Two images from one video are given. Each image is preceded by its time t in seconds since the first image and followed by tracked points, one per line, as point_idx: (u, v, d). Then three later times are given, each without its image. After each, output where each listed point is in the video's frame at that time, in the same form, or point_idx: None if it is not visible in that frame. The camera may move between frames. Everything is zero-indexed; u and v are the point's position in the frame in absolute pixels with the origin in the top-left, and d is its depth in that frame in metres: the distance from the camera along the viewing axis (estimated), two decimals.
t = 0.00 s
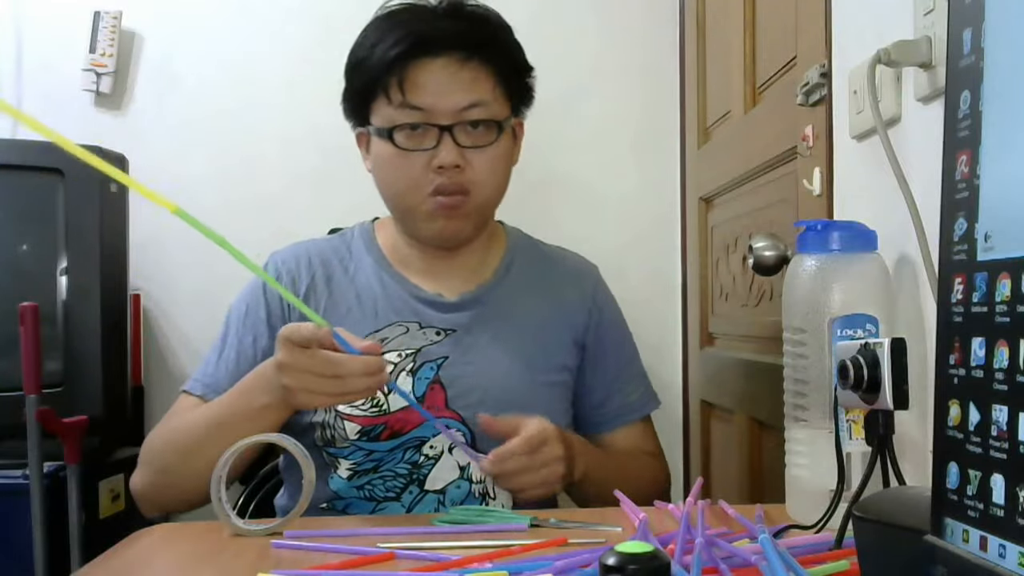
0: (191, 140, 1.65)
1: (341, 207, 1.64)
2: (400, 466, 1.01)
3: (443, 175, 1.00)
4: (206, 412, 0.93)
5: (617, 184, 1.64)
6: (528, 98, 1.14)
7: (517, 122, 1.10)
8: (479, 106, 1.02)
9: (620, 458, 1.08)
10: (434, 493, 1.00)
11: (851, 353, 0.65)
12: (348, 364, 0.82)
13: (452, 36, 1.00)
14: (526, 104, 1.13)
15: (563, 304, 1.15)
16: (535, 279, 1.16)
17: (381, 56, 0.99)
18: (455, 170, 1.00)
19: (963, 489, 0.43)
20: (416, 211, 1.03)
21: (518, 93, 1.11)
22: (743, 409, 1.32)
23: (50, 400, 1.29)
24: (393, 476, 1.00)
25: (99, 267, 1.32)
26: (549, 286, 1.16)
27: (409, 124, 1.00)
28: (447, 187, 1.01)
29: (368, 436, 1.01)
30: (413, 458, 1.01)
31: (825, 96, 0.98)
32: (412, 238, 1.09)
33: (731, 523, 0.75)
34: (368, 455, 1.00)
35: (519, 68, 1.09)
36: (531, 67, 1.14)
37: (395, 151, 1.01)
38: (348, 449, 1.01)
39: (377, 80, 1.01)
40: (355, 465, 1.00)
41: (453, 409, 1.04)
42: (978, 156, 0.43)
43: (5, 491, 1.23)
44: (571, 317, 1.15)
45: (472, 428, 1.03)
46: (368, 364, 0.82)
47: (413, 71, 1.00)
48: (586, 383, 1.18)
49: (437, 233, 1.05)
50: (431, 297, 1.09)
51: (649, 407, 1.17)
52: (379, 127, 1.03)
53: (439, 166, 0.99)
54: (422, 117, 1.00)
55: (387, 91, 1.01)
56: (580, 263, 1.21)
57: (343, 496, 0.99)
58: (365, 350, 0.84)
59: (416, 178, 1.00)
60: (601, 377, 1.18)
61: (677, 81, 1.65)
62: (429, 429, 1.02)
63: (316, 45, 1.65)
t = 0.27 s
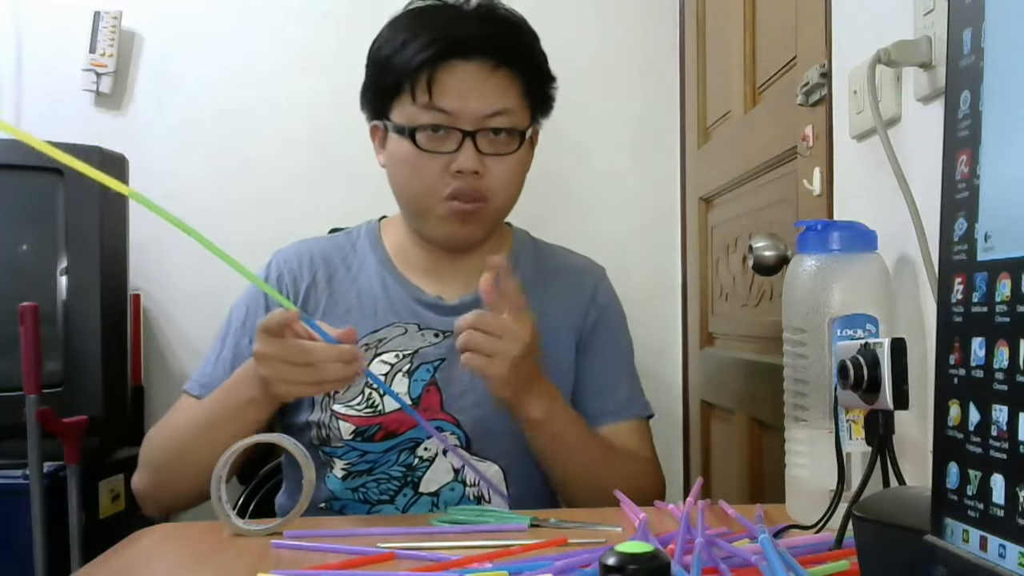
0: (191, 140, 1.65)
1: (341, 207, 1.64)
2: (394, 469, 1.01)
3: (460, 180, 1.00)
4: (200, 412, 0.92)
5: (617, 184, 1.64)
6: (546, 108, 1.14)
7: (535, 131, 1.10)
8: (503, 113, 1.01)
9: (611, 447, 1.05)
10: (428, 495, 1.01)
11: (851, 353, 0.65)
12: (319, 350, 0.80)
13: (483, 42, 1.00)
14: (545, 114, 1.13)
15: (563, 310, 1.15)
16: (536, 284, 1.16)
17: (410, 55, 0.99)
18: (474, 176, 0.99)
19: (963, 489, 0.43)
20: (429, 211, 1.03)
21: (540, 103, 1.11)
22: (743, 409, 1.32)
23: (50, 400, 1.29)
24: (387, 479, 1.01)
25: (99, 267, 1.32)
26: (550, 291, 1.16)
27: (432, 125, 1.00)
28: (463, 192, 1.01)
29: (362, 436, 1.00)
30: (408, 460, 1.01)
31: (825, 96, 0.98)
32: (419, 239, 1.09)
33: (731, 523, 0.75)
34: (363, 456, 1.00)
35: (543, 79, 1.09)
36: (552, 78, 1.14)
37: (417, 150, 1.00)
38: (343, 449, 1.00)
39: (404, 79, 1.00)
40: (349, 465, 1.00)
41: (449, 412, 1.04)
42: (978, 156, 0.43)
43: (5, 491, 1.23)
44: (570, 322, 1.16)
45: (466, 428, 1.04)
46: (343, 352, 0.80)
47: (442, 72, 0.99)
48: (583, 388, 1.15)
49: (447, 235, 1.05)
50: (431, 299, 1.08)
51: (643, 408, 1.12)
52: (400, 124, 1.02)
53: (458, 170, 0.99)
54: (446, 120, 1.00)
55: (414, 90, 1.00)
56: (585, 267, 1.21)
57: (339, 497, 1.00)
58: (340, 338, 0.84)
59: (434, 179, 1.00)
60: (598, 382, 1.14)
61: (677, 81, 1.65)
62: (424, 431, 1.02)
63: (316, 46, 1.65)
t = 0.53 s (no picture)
0: (191, 140, 1.65)
1: (342, 207, 1.64)
2: (392, 474, 1.01)
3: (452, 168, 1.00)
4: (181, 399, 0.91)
5: (617, 184, 1.64)
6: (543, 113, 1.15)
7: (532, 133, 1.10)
8: (497, 105, 1.03)
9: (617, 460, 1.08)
10: (427, 500, 1.01)
11: (851, 353, 0.65)
12: (300, 333, 0.80)
13: (480, 34, 1.02)
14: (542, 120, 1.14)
15: (563, 310, 1.15)
16: (538, 284, 1.16)
17: (408, 41, 1.01)
18: (466, 164, 0.99)
19: (963, 489, 0.43)
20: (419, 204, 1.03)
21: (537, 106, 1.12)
22: (743, 409, 1.32)
23: (50, 400, 1.29)
24: (385, 484, 1.01)
25: (99, 267, 1.31)
26: (550, 292, 1.16)
27: (426, 112, 1.01)
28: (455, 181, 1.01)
29: (360, 441, 1.00)
30: (405, 465, 1.01)
31: (825, 96, 0.98)
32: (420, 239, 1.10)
33: (731, 523, 0.75)
34: (360, 461, 1.00)
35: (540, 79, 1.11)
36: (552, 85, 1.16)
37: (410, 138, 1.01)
38: (340, 454, 1.00)
39: (399, 66, 1.02)
40: (347, 470, 1.00)
41: (447, 416, 1.03)
42: (978, 156, 0.43)
43: (6, 491, 1.23)
44: (570, 323, 1.15)
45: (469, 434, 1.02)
46: (325, 335, 0.81)
47: (437, 60, 1.01)
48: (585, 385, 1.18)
49: (438, 229, 1.04)
50: (429, 302, 1.08)
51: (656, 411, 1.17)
52: (395, 112, 1.03)
53: (450, 158, 0.99)
54: (440, 108, 1.01)
55: (410, 78, 1.02)
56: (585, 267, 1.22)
57: (336, 501, 1.00)
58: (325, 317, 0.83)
59: (426, 167, 1.00)
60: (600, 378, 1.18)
61: (677, 81, 1.65)
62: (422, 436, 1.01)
63: (316, 46, 1.65)
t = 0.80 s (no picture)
0: (191, 140, 1.65)
1: (342, 207, 1.64)
2: (405, 473, 1.01)
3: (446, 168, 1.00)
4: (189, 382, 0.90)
5: (617, 184, 1.64)
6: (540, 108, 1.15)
7: (529, 129, 1.10)
8: (489, 102, 1.03)
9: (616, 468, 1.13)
10: (438, 500, 1.01)
11: (851, 353, 0.65)
12: (344, 352, 0.79)
13: (470, 31, 1.02)
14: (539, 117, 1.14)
15: (568, 310, 1.16)
16: (541, 281, 1.16)
17: (397, 43, 1.01)
18: (460, 164, 0.99)
19: (963, 489, 0.43)
20: (416, 208, 1.02)
21: (533, 101, 1.12)
22: (743, 409, 1.32)
23: (50, 400, 1.29)
24: (398, 483, 1.00)
25: (99, 267, 1.31)
26: (555, 292, 1.16)
27: (417, 114, 1.01)
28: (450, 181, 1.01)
29: (374, 441, 1.00)
30: (418, 465, 1.01)
31: (825, 96, 0.98)
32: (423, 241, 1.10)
33: (731, 523, 0.75)
34: (373, 461, 1.00)
35: (534, 73, 1.11)
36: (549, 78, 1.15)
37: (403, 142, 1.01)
38: (353, 454, 1.00)
39: (390, 69, 1.02)
40: (359, 469, 1.00)
41: (462, 417, 1.04)
42: (978, 156, 0.43)
43: (6, 491, 1.24)
44: (576, 323, 1.16)
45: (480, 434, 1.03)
46: (368, 353, 0.80)
47: (428, 60, 1.01)
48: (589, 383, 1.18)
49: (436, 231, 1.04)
50: (440, 302, 1.08)
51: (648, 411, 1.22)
52: (388, 116, 1.03)
53: (444, 158, 0.99)
54: (430, 110, 1.01)
55: (399, 81, 1.02)
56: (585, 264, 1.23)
57: (347, 500, 0.99)
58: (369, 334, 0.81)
59: (420, 169, 1.00)
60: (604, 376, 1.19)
61: (677, 81, 1.65)
62: (435, 436, 1.02)
63: (316, 46, 1.65)
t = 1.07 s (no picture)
0: (191, 140, 1.65)
1: (342, 207, 1.64)
2: (408, 471, 1.00)
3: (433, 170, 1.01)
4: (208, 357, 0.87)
5: (617, 184, 1.64)
6: (534, 99, 1.13)
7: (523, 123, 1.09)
8: (474, 99, 1.03)
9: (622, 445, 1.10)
10: (440, 499, 1.00)
11: (851, 353, 0.65)
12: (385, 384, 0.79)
13: (450, 30, 1.01)
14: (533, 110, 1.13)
15: (566, 309, 1.15)
16: (537, 281, 1.16)
17: (376, 49, 1.01)
18: (447, 164, 1.00)
19: (963, 489, 0.43)
20: (410, 211, 1.04)
21: (525, 92, 1.10)
22: (743, 409, 1.32)
23: (50, 400, 1.29)
24: (401, 480, 1.00)
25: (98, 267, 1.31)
26: (553, 291, 1.16)
27: (401, 118, 1.01)
28: (439, 182, 1.02)
29: (380, 437, 1.01)
30: (422, 463, 1.01)
31: (825, 96, 0.98)
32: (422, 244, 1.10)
33: (731, 522, 0.75)
34: (378, 457, 1.00)
35: (522, 64, 1.09)
36: (539, 67, 1.14)
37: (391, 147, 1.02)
38: (358, 449, 1.01)
39: (373, 76, 1.02)
40: (364, 465, 1.00)
41: (466, 418, 1.04)
42: (978, 156, 0.43)
43: (6, 491, 1.23)
44: (574, 321, 1.15)
45: (481, 432, 1.03)
46: (408, 384, 0.80)
47: (410, 64, 1.01)
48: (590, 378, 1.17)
49: (434, 233, 1.05)
50: (445, 304, 1.09)
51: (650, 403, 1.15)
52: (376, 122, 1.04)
53: (430, 160, 1.00)
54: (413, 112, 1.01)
55: (382, 86, 1.02)
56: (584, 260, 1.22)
57: (349, 496, 0.99)
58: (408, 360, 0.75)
59: (408, 172, 1.01)
60: (606, 371, 1.17)
61: (678, 81, 1.65)
62: (439, 435, 1.02)
63: (316, 46, 1.65)
